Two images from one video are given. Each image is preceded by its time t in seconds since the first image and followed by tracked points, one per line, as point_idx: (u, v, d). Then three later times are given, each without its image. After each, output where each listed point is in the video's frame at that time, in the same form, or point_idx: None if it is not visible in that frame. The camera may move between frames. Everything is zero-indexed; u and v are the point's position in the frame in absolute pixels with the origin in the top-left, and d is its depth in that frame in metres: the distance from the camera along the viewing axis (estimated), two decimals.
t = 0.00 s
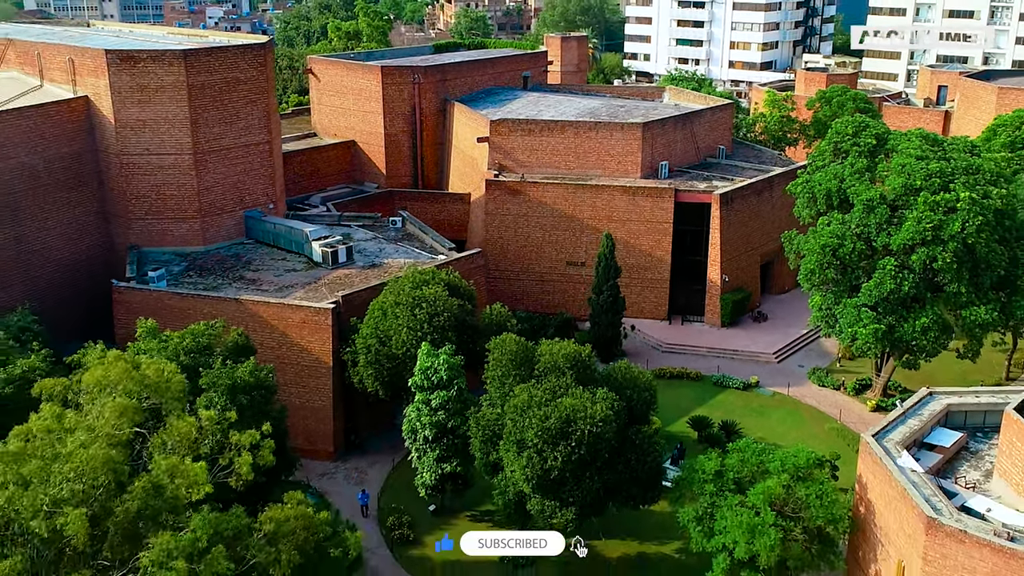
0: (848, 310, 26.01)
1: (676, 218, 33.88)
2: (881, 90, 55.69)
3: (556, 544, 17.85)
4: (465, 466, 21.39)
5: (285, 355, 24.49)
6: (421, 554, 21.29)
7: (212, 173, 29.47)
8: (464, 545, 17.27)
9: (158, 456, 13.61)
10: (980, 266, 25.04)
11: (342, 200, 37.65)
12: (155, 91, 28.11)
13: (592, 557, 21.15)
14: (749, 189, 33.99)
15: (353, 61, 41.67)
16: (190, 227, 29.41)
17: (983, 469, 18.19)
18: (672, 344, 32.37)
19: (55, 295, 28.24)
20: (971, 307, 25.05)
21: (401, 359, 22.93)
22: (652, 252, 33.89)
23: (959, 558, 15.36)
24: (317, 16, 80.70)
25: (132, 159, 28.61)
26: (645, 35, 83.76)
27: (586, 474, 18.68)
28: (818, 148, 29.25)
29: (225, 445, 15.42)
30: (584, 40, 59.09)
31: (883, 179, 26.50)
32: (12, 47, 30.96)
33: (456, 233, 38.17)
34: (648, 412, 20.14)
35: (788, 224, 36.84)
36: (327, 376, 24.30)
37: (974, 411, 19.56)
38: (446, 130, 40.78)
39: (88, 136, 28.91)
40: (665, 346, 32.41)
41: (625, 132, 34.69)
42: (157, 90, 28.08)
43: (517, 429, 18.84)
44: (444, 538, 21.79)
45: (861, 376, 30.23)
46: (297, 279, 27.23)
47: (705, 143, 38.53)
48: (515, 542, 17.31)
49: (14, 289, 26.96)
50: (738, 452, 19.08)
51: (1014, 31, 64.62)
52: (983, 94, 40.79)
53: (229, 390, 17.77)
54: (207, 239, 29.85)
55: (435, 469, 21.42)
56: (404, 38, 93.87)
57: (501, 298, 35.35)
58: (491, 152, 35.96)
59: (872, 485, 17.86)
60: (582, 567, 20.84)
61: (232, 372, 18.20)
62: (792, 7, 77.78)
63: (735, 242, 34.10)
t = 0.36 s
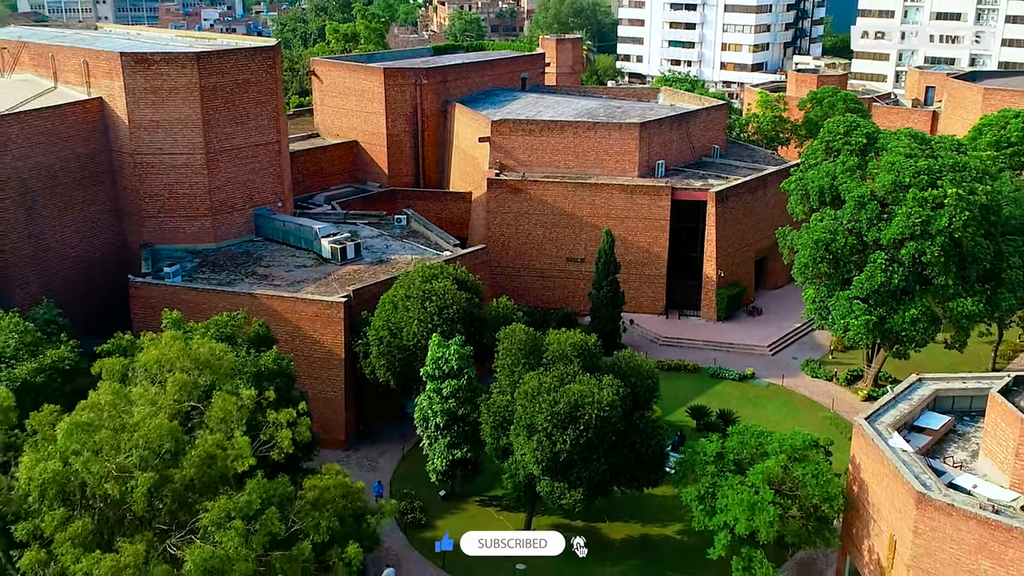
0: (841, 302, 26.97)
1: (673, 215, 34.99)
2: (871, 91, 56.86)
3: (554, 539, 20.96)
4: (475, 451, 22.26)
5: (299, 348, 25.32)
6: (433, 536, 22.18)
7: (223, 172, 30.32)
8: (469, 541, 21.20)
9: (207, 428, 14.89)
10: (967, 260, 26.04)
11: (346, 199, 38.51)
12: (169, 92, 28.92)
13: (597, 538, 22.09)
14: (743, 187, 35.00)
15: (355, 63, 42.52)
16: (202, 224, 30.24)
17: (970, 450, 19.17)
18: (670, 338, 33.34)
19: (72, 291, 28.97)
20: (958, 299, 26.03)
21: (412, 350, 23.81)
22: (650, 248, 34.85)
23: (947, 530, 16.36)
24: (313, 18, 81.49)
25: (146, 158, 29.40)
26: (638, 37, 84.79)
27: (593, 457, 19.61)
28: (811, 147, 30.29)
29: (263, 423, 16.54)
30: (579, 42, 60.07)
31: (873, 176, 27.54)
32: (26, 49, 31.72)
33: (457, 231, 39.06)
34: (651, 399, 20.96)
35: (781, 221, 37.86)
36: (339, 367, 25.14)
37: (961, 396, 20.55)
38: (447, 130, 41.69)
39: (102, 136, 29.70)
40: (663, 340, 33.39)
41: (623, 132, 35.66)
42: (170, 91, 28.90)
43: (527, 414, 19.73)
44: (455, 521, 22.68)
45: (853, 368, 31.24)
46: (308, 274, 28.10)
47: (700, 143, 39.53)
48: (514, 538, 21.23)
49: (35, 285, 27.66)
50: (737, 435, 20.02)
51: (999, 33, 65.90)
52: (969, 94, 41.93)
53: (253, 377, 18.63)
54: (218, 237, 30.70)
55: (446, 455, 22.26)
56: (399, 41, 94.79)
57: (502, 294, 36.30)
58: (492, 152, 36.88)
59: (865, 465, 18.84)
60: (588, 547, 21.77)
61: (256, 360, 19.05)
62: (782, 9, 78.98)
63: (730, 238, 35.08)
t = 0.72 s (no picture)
0: (833, 295, 27.95)
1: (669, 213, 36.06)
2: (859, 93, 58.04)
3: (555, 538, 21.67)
4: (483, 439, 23.11)
5: (310, 341, 26.17)
6: (443, 520, 23.04)
7: (232, 172, 31.13)
8: (469, 541, 21.70)
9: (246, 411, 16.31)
10: (953, 254, 27.05)
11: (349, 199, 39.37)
12: (180, 94, 29.74)
13: (601, 521, 23.00)
14: (737, 185, 36.00)
15: (357, 65, 43.36)
16: (212, 223, 31.07)
17: (957, 433, 20.16)
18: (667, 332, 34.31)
19: (85, 288, 29.70)
20: (945, 292, 27.01)
21: (421, 342, 24.69)
22: (647, 246, 35.80)
23: (935, 506, 17.34)
24: (309, 21, 82.27)
25: (158, 158, 30.19)
26: (629, 40, 85.82)
27: (599, 441, 20.53)
28: (803, 147, 31.36)
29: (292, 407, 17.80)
30: (573, 45, 61.07)
31: (863, 174, 28.59)
32: (39, 53, 32.53)
33: (457, 230, 39.94)
34: (653, 385, 22.01)
35: (774, 219, 38.89)
36: (350, 360, 25.99)
37: (948, 382, 21.55)
38: (447, 132, 42.59)
39: (115, 137, 30.50)
40: (660, 334, 34.35)
41: (619, 132, 36.63)
42: (182, 93, 29.72)
43: (535, 401, 20.64)
44: (464, 507, 23.55)
45: (844, 360, 32.25)
46: (317, 271, 28.96)
47: (694, 143, 40.52)
48: (515, 538, 21.73)
49: (51, 282, 28.36)
50: (736, 420, 20.97)
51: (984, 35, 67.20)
52: (955, 96, 43.11)
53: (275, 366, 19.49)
54: (228, 235, 31.52)
55: (455, 443, 23.09)
56: (393, 44, 95.67)
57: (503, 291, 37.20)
58: (492, 152, 37.81)
59: (857, 448, 19.81)
60: (593, 530, 22.69)
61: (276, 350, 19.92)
62: (771, 12, 80.20)
63: (724, 235, 36.09)
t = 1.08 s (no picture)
0: (825, 289, 28.97)
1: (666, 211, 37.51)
2: (849, 94, 59.26)
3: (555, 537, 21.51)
4: (492, 427, 24.03)
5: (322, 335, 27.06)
6: (454, 505, 23.98)
7: (243, 172, 32.03)
8: (469, 541, 21.33)
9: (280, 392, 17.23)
10: (941, 248, 28.11)
11: (353, 199, 40.28)
12: (193, 97, 30.58)
13: (606, 505, 23.99)
14: (732, 184, 37.06)
15: (359, 68, 44.29)
16: (223, 222, 31.96)
17: (945, 417, 21.22)
18: (664, 327, 35.33)
19: (100, 285, 30.52)
20: (933, 285, 28.05)
21: (431, 334, 25.64)
22: (644, 243, 36.81)
23: (925, 483, 18.38)
24: (305, 24, 83.21)
25: (171, 158, 31.02)
26: (621, 42, 86.99)
27: (606, 426, 21.49)
28: (795, 147, 32.48)
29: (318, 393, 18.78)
30: (568, 48, 62.14)
31: (854, 172, 29.70)
32: (52, 56, 33.38)
33: (459, 229, 40.89)
34: (656, 373, 22.97)
35: (767, 217, 39.99)
36: (361, 352, 26.91)
37: (936, 369, 22.62)
38: (447, 133, 43.56)
39: (128, 138, 31.32)
40: (658, 329, 35.36)
41: (617, 133, 37.66)
42: (194, 96, 30.56)
43: (544, 388, 21.60)
44: (474, 492, 24.51)
45: (836, 352, 33.33)
46: (327, 267, 29.87)
47: (689, 143, 41.58)
48: (514, 538, 21.50)
49: (68, 279, 29.13)
50: (736, 406, 22.01)
51: (970, 38, 68.57)
52: (942, 97, 44.33)
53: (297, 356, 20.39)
54: (239, 233, 32.42)
55: (465, 431, 23.99)
56: (387, 47, 96.77)
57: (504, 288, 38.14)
58: (494, 152, 38.80)
59: (851, 430, 20.87)
60: (599, 513, 23.68)
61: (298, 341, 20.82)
62: (761, 15, 81.48)
63: (719, 233, 37.16)
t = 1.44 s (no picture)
0: (819, 283, 29.98)
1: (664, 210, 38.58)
2: (839, 96, 60.41)
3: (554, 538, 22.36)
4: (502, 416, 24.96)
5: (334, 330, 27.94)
6: (465, 491, 24.88)
7: (253, 172, 32.88)
8: (470, 541, 22.40)
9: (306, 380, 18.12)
10: (931, 244, 29.17)
11: (357, 199, 41.17)
12: (205, 99, 31.42)
13: (611, 491, 24.93)
14: (727, 183, 38.11)
15: (361, 71, 45.21)
16: (234, 221, 32.81)
17: (935, 402, 22.25)
18: (662, 322, 36.33)
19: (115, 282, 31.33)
20: (923, 279, 29.07)
21: (440, 328, 26.55)
22: (642, 240, 37.79)
23: (917, 463, 19.39)
24: (302, 27, 84.09)
25: (184, 159, 31.84)
26: (614, 45, 88.11)
27: (612, 413, 22.44)
28: (789, 147, 33.58)
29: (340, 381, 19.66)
30: (563, 50, 63.16)
31: (846, 171, 30.79)
32: (66, 59, 34.20)
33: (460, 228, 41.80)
34: (659, 363, 23.93)
35: (761, 215, 41.05)
36: (372, 346, 27.81)
37: (927, 358, 23.65)
38: (448, 134, 44.49)
39: (141, 139, 32.12)
40: (656, 324, 36.36)
41: (615, 133, 38.66)
42: (206, 98, 31.39)
43: (553, 377, 22.54)
44: (483, 479, 25.42)
45: (829, 346, 34.37)
46: (336, 264, 30.74)
47: (685, 144, 42.61)
48: (515, 538, 22.35)
49: (85, 277, 29.91)
50: (736, 394, 23.02)
51: (957, 41, 69.85)
52: (931, 99, 45.48)
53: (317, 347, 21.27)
54: (249, 231, 33.28)
55: (475, 420, 24.91)
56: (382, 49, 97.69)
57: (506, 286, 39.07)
58: (495, 153, 39.74)
59: (846, 416, 21.89)
60: (604, 499, 24.62)
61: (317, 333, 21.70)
62: (752, 18, 82.68)
63: (715, 230, 38.20)
